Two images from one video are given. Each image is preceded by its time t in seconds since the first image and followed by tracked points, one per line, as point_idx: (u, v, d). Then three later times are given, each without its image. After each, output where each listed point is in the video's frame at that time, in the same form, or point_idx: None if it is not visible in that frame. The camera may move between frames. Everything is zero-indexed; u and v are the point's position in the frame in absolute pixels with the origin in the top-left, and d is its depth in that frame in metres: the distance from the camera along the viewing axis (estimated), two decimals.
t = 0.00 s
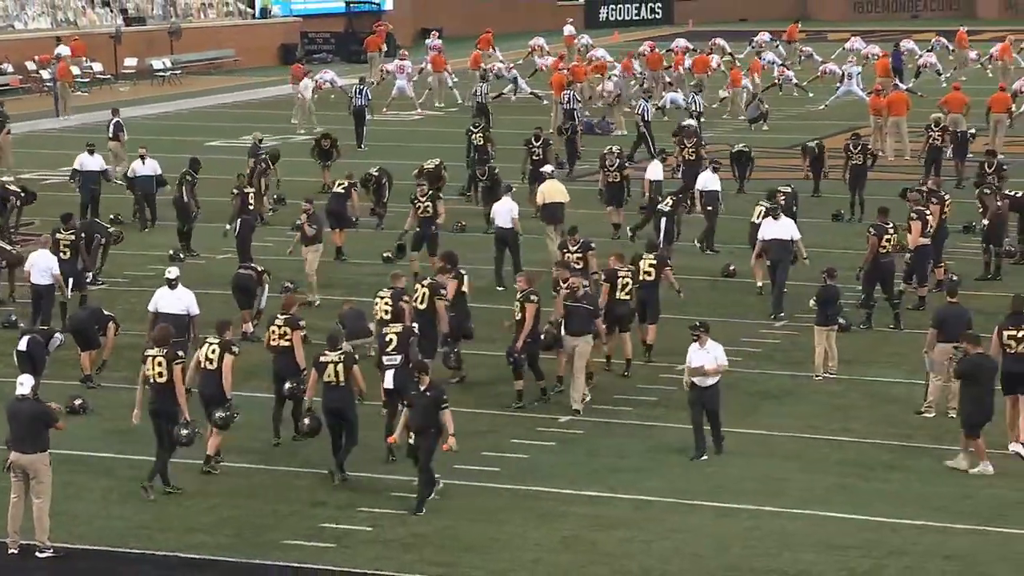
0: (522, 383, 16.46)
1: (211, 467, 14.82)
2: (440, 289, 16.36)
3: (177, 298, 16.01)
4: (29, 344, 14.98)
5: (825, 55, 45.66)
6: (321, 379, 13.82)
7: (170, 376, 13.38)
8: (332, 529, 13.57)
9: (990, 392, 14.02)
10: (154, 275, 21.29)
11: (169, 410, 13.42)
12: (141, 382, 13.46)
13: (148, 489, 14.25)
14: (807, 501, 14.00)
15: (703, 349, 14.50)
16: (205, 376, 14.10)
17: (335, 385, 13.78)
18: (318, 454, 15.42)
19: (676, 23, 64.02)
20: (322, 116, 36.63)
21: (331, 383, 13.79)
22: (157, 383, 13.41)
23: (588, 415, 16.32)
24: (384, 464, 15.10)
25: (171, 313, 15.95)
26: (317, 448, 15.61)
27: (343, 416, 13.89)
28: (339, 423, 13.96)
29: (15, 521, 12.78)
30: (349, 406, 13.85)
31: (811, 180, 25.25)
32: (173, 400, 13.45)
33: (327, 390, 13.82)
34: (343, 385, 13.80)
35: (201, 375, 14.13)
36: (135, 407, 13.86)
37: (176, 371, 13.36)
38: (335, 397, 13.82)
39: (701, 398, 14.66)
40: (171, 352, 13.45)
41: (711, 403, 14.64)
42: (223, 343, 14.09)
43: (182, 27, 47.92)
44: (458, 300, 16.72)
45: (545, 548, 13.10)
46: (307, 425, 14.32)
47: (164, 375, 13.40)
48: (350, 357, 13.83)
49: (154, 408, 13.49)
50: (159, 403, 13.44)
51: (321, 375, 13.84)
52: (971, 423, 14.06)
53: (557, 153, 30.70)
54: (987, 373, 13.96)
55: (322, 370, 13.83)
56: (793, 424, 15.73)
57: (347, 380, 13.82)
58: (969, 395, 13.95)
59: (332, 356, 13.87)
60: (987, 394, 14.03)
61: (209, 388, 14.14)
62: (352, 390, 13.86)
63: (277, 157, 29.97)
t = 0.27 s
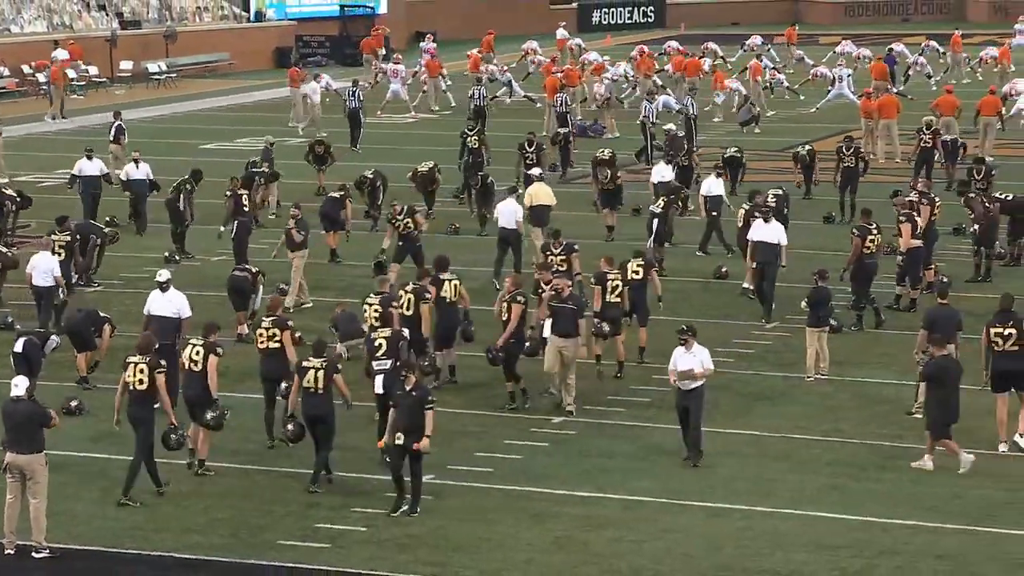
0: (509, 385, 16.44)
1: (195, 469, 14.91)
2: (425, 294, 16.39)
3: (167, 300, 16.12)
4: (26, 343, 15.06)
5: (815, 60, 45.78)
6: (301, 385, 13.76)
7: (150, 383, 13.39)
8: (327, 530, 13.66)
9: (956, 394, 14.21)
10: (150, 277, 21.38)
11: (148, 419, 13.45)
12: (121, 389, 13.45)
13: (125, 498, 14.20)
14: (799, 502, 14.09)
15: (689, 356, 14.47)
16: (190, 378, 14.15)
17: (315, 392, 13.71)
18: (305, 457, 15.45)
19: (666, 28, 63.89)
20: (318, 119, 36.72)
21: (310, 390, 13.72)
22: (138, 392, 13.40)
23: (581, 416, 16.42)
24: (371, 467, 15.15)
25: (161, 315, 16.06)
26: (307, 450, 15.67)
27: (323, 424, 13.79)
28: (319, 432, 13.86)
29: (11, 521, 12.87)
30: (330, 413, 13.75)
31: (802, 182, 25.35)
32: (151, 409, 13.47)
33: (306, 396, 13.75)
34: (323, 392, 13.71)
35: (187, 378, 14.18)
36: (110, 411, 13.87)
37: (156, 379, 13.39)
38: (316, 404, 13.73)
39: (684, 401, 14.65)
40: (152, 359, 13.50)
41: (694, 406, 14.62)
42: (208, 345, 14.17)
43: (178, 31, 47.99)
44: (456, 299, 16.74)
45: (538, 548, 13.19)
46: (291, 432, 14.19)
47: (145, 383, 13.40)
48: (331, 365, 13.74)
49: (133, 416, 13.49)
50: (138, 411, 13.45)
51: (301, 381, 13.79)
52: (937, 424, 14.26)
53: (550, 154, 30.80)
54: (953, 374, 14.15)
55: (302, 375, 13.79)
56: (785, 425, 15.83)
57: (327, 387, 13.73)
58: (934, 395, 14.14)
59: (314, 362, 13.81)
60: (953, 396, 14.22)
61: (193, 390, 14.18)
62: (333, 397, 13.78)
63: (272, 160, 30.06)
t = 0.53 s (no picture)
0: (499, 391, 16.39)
1: (163, 478, 14.84)
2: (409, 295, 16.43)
3: (155, 305, 16.10)
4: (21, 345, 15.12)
5: (806, 62, 45.87)
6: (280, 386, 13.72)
7: (130, 383, 13.35)
8: (321, 530, 13.72)
9: (925, 390, 14.27)
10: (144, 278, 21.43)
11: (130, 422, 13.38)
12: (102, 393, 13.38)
13: (119, 499, 14.26)
14: (791, 502, 14.17)
15: (677, 362, 14.62)
16: (169, 385, 14.14)
17: (295, 393, 13.68)
18: (296, 459, 15.51)
19: (658, 30, 63.95)
20: (312, 120, 36.75)
21: (289, 392, 13.70)
22: (117, 393, 13.34)
23: (573, 417, 16.49)
24: (361, 467, 15.22)
25: (149, 320, 16.04)
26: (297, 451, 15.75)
27: (303, 424, 13.79)
28: (298, 432, 13.87)
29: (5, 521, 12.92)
30: (310, 414, 13.76)
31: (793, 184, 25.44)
32: (132, 409, 13.40)
33: (285, 398, 13.73)
34: (302, 394, 13.68)
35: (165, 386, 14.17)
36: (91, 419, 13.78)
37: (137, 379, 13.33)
38: (295, 404, 13.72)
39: (671, 406, 14.68)
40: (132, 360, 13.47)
41: (679, 413, 14.66)
42: (184, 351, 14.22)
43: (172, 33, 48.02)
44: (442, 299, 16.71)
45: (531, 547, 13.26)
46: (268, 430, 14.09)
47: (124, 383, 13.35)
48: (310, 366, 13.72)
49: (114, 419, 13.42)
50: (119, 412, 13.38)
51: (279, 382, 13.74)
52: (903, 420, 14.35)
53: (542, 156, 30.87)
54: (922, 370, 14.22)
55: (280, 378, 13.75)
56: (776, 425, 15.91)
57: (307, 389, 13.69)
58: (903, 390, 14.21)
59: (291, 364, 13.78)
60: (921, 392, 14.28)
61: (172, 396, 14.17)
62: (312, 399, 13.76)
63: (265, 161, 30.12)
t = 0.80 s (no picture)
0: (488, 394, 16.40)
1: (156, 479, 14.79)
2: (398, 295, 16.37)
3: (142, 306, 16.01)
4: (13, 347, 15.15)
5: (797, 63, 45.94)
6: (255, 392, 13.56)
7: (111, 388, 13.29)
8: (314, 530, 13.79)
9: (895, 391, 14.34)
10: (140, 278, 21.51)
11: (111, 426, 13.37)
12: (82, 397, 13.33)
13: (116, 498, 14.33)
14: (782, 501, 14.25)
15: (663, 364, 14.58)
16: (154, 386, 14.07)
17: (268, 400, 13.54)
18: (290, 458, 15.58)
19: (651, 31, 64.04)
20: (307, 122, 36.83)
21: (263, 398, 13.55)
22: (99, 397, 13.31)
23: (564, 417, 16.57)
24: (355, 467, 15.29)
25: (137, 321, 15.94)
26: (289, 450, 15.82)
27: (278, 431, 13.64)
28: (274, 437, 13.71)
29: None
30: (284, 419, 13.61)
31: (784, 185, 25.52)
32: (114, 414, 13.39)
33: (259, 404, 13.59)
34: (277, 401, 13.54)
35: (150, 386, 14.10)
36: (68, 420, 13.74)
37: (117, 384, 13.28)
38: (270, 410, 13.57)
39: (660, 410, 14.68)
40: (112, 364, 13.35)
41: (670, 414, 14.64)
42: (169, 352, 14.10)
43: (166, 35, 48.10)
44: (432, 301, 16.77)
45: (523, 547, 13.32)
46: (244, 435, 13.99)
47: (106, 388, 13.30)
48: (284, 373, 13.53)
49: (94, 422, 13.38)
50: (101, 416, 13.36)
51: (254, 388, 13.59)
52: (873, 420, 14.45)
53: (534, 157, 30.94)
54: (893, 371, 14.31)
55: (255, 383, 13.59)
56: (768, 424, 16.00)
57: (283, 396, 13.56)
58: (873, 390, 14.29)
59: (267, 369, 13.60)
60: (892, 393, 14.36)
61: (158, 397, 14.10)
62: (287, 405, 13.62)
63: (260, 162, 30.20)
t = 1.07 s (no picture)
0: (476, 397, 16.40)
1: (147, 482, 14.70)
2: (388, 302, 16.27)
3: (129, 309, 16.09)
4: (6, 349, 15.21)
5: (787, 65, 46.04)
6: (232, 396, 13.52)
7: (85, 392, 13.23)
8: (305, 530, 13.85)
9: (867, 390, 14.39)
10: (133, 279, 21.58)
11: (84, 428, 13.33)
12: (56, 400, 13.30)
13: (105, 501, 14.35)
14: (770, 501, 14.32)
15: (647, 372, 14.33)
16: (140, 391, 14.09)
17: (246, 402, 13.51)
18: (282, 458, 15.64)
19: (641, 34, 64.15)
20: (299, 125, 36.89)
21: (241, 400, 13.52)
22: (72, 401, 13.27)
23: (555, 417, 16.64)
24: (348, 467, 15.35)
25: (125, 324, 16.03)
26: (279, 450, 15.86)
27: (257, 434, 13.59)
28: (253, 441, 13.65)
29: None
30: (262, 423, 13.56)
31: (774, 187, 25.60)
32: (87, 418, 13.34)
33: (237, 407, 13.55)
34: (255, 404, 13.49)
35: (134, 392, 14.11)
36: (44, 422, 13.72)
37: (91, 387, 13.22)
38: (247, 414, 13.52)
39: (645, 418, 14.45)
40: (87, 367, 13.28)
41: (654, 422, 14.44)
42: (154, 358, 14.07)
43: (158, 38, 48.16)
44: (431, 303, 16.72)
45: (512, 547, 13.38)
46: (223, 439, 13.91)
47: (80, 392, 13.26)
48: (261, 376, 13.52)
49: (67, 425, 13.35)
50: (73, 419, 13.33)
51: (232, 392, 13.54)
52: (846, 419, 14.52)
53: (525, 159, 31.01)
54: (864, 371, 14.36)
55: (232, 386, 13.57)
56: (757, 424, 16.09)
57: (261, 400, 13.50)
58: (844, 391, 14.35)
59: (244, 372, 13.57)
60: (864, 392, 14.42)
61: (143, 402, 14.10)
62: (266, 409, 13.56)
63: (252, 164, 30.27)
